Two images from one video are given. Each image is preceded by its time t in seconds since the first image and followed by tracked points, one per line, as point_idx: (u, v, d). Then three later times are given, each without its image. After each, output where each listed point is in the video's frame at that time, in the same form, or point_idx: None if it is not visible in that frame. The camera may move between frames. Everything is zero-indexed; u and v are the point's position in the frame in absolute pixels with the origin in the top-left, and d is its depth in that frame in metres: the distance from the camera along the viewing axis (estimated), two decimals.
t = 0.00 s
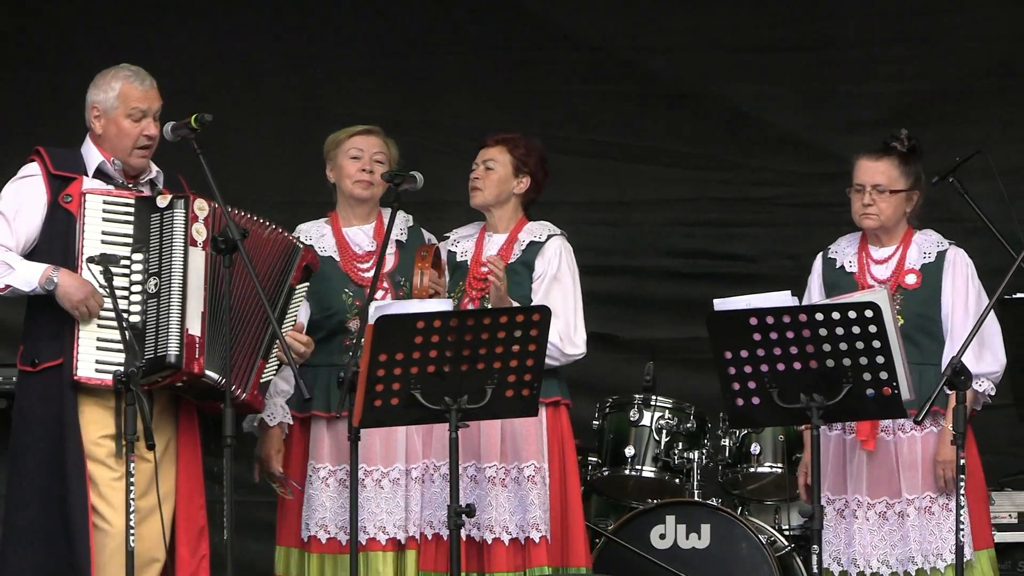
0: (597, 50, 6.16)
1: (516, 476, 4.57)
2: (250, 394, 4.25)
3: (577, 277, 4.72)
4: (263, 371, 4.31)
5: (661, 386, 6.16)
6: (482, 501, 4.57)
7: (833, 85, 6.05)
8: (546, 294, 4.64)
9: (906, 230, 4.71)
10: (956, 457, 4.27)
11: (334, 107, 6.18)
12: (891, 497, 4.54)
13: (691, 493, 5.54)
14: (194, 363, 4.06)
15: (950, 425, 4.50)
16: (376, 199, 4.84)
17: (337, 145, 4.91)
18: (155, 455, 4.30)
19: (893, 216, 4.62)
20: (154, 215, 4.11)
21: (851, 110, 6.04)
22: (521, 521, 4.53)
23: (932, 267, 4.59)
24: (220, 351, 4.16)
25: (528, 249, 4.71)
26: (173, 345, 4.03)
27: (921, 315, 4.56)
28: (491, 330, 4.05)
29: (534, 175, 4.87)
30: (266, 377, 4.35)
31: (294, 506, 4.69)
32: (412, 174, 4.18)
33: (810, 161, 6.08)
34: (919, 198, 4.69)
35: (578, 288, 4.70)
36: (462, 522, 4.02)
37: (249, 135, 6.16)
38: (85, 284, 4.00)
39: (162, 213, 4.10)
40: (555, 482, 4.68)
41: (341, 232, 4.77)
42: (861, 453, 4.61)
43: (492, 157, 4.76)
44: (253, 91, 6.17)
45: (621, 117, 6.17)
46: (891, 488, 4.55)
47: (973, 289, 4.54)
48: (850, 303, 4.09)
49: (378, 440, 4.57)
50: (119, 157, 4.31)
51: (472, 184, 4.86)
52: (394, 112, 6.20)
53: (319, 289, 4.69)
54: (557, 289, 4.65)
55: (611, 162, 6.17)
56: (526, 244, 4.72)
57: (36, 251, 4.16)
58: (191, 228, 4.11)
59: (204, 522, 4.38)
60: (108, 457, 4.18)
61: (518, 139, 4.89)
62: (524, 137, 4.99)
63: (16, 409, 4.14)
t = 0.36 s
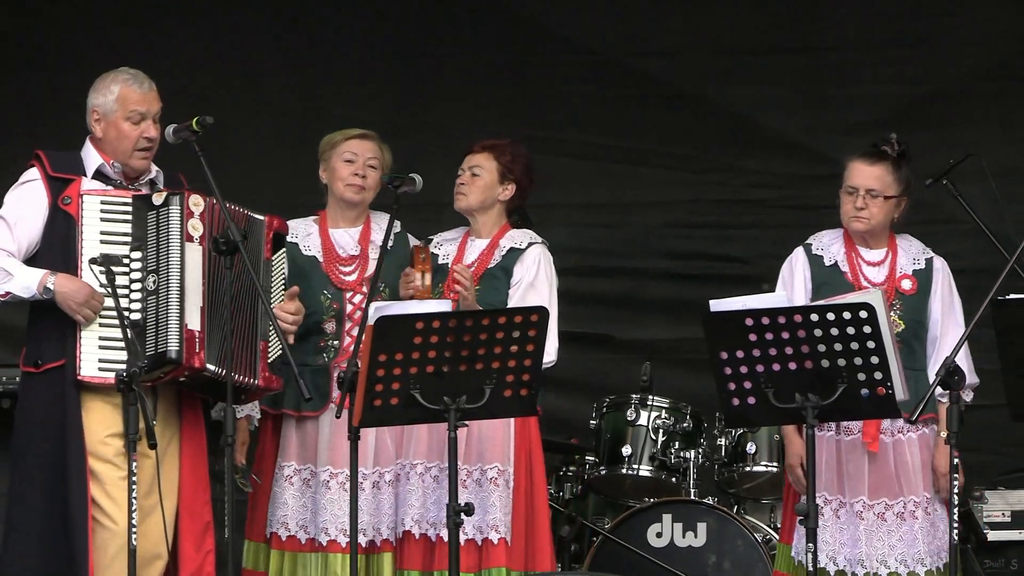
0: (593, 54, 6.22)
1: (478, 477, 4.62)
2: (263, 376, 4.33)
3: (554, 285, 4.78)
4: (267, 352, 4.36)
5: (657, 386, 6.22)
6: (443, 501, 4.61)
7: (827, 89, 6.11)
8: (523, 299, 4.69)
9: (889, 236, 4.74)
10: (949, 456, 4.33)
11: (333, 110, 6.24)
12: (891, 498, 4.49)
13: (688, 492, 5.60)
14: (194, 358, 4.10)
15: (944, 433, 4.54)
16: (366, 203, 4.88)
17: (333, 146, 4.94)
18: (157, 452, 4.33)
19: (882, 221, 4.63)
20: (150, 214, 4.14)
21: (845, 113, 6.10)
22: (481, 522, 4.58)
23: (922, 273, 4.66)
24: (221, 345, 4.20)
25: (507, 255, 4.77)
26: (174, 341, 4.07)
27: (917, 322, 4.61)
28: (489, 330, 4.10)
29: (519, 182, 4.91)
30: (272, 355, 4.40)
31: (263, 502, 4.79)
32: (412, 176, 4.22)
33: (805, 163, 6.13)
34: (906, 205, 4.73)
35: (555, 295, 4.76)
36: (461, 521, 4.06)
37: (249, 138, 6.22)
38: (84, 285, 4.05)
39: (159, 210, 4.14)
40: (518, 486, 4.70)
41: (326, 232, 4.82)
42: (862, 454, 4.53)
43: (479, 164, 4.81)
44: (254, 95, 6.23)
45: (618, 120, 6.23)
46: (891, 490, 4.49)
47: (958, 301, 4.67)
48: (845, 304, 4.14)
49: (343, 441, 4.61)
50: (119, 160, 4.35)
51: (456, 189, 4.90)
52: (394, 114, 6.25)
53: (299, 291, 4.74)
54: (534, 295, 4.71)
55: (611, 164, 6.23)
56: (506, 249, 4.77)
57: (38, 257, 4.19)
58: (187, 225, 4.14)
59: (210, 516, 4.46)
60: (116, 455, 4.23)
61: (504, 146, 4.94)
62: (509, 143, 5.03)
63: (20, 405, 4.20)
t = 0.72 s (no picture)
0: (590, 56, 6.28)
1: (464, 476, 4.66)
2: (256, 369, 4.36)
3: (540, 285, 4.83)
4: (260, 342, 4.41)
5: (653, 385, 6.27)
6: (424, 498, 4.64)
7: (822, 90, 6.16)
8: (509, 299, 4.74)
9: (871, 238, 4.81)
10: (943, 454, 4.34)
11: (332, 111, 6.29)
12: (878, 497, 4.50)
13: (684, 489, 5.62)
14: (195, 357, 4.15)
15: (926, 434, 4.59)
16: (359, 205, 4.93)
17: (326, 147, 4.98)
18: (158, 450, 4.38)
19: (869, 224, 4.68)
20: (152, 214, 4.20)
21: (840, 114, 6.15)
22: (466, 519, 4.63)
23: (904, 276, 4.74)
24: (222, 343, 4.25)
25: (494, 255, 4.82)
26: (175, 341, 4.11)
27: (902, 326, 4.68)
28: (488, 329, 4.14)
29: (509, 183, 4.97)
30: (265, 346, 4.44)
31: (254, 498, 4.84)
32: (410, 176, 4.27)
33: (801, 164, 6.19)
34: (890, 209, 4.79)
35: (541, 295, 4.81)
36: (459, 519, 4.11)
37: (249, 140, 6.28)
38: (88, 285, 4.10)
39: (160, 211, 4.19)
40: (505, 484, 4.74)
41: (319, 233, 4.88)
42: (854, 453, 4.55)
43: (468, 165, 4.86)
44: (255, 97, 6.29)
45: (615, 121, 6.28)
46: (878, 488, 4.51)
47: (933, 304, 4.77)
48: (839, 303, 4.19)
49: (334, 439, 4.66)
50: (121, 160, 4.39)
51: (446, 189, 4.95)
52: (392, 116, 6.31)
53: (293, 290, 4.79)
54: (519, 295, 4.76)
55: (609, 165, 6.28)
56: (493, 250, 4.83)
57: (41, 256, 4.23)
58: (188, 225, 4.19)
59: (213, 514, 4.49)
60: (113, 456, 4.26)
61: (494, 147, 4.99)
62: (497, 145, 5.08)
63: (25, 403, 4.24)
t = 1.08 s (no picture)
0: (586, 60, 6.34)
1: (477, 473, 4.72)
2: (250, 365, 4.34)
3: (545, 282, 4.87)
4: (254, 338, 4.37)
5: (648, 385, 6.32)
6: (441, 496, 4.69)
7: (815, 93, 6.22)
8: (513, 295, 4.78)
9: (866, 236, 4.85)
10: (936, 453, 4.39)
11: (330, 114, 6.35)
12: (862, 494, 4.58)
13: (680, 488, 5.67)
14: (198, 356, 4.19)
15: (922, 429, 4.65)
16: (361, 202, 4.98)
17: (326, 147, 5.03)
18: (158, 449, 4.43)
19: (861, 222, 4.73)
20: (155, 214, 4.25)
21: (833, 117, 6.21)
22: (481, 517, 4.68)
23: (897, 273, 4.76)
24: (224, 342, 4.29)
25: (500, 253, 4.87)
26: (178, 340, 4.16)
27: (891, 322, 4.71)
28: (486, 329, 4.19)
29: (511, 182, 5.01)
30: (260, 341, 4.41)
31: (267, 494, 4.85)
32: (407, 179, 4.32)
33: (794, 166, 6.24)
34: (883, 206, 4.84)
35: (546, 292, 4.85)
36: (457, 517, 4.17)
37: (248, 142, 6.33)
38: (91, 281, 4.14)
39: (163, 211, 4.24)
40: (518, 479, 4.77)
41: (324, 232, 4.92)
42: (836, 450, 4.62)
43: (471, 166, 4.90)
44: (254, 100, 6.34)
45: (610, 124, 6.33)
46: (864, 485, 4.58)
47: (931, 300, 4.78)
48: (834, 303, 4.23)
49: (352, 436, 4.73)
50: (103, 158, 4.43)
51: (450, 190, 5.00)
52: (390, 119, 6.36)
53: (303, 289, 4.82)
54: (525, 292, 4.80)
55: (605, 167, 6.34)
56: (498, 248, 4.87)
57: (46, 254, 4.28)
58: (191, 225, 4.24)
59: (212, 513, 4.54)
60: (115, 453, 4.30)
61: (496, 146, 5.03)
62: (499, 144, 5.13)
63: (27, 402, 4.28)
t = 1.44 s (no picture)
0: (581, 61, 6.39)
1: (497, 469, 4.76)
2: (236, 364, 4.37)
3: (558, 277, 4.93)
4: (239, 338, 4.39)
5: (642, 382, 6.38)
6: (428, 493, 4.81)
7: (807, 94, 6.28)
8: (528, 292, 4.84)
9: (869, 231, 4.91)
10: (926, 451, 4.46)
11: (327, 114, 6.40)
12: (852, 492, 4.70)
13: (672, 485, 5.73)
14: (196, 356, 4.26)
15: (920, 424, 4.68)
16: (365, 203, 5.03)
17: (326, 151, 5.08)
18: (157, 446, 4.47)
19: (856, 220, 4.81)
20: (155, 215, 4.31)
21: (825, 119, 6.27)
22: (503, 513, 4.73)
23: (894, 268, 4.80)
24: (222, 341, 4.34)
25: (511, 250, 4.91)
26: (176, 340, 4.22)
27: (886, 318, 4.75)
28: (481, 328, 4.25)
29: (519, 178, 5.05)
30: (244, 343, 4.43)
31: (296, 495, 4.87)
32: (403, 179, 4.37)
33: (787, 167, 6.30)
34: (880, 202, 4.90)
35: (559, 287, 4.91)
36: (453, 513, 4.23)
37: (245, 141, 6.38)
38: (91, 280, 4.19)
39: (163, 212, 4.29)
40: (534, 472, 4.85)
41: (333, 235, 4.96)
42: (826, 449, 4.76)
43: (479, 163, 4.94)
44: (251, 100, 6.39)
45: (604, 124, 6.40)
46: (854, 483, 4.70)
47: (935, 290, 4.74)
48: (824, 303, 4.28)
49: (374, 432, 4.75)
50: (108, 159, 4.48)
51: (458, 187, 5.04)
52: (386, 119, 6.42)
53: (315, 291, 4.89)
54: (538, 289, 4.86)
55: (599, 167, 6.40)
56: (510, 245, 4.92)
57: (47, 254, 4.33)
58: (190, 226, 4.30)
59: (208, 511, 4.59)
60: (113, 451, 4.35)
61: (503, 144, 5.08)
62: (507, 141, 5.17)
63: (26, 399, 4.34)
